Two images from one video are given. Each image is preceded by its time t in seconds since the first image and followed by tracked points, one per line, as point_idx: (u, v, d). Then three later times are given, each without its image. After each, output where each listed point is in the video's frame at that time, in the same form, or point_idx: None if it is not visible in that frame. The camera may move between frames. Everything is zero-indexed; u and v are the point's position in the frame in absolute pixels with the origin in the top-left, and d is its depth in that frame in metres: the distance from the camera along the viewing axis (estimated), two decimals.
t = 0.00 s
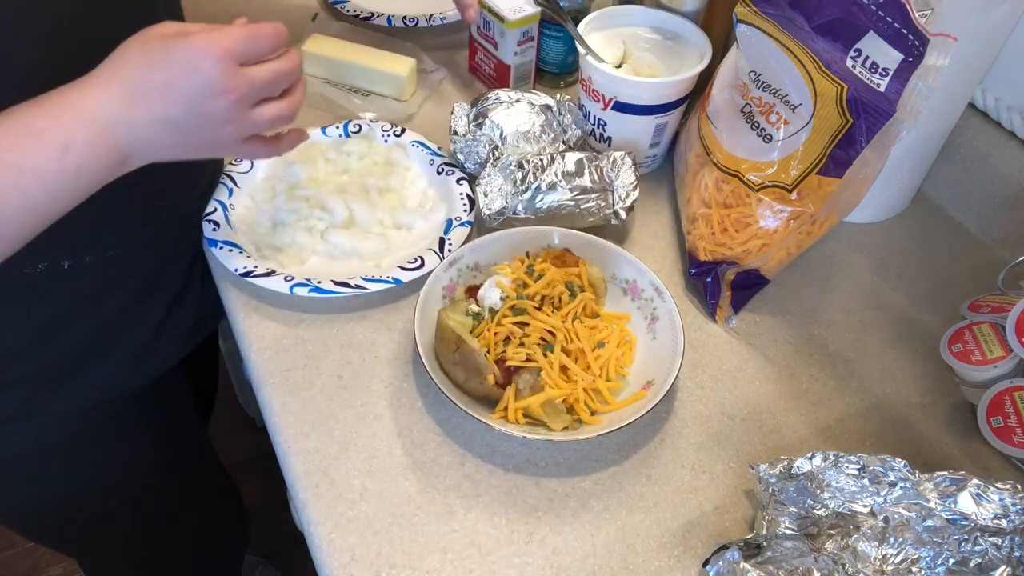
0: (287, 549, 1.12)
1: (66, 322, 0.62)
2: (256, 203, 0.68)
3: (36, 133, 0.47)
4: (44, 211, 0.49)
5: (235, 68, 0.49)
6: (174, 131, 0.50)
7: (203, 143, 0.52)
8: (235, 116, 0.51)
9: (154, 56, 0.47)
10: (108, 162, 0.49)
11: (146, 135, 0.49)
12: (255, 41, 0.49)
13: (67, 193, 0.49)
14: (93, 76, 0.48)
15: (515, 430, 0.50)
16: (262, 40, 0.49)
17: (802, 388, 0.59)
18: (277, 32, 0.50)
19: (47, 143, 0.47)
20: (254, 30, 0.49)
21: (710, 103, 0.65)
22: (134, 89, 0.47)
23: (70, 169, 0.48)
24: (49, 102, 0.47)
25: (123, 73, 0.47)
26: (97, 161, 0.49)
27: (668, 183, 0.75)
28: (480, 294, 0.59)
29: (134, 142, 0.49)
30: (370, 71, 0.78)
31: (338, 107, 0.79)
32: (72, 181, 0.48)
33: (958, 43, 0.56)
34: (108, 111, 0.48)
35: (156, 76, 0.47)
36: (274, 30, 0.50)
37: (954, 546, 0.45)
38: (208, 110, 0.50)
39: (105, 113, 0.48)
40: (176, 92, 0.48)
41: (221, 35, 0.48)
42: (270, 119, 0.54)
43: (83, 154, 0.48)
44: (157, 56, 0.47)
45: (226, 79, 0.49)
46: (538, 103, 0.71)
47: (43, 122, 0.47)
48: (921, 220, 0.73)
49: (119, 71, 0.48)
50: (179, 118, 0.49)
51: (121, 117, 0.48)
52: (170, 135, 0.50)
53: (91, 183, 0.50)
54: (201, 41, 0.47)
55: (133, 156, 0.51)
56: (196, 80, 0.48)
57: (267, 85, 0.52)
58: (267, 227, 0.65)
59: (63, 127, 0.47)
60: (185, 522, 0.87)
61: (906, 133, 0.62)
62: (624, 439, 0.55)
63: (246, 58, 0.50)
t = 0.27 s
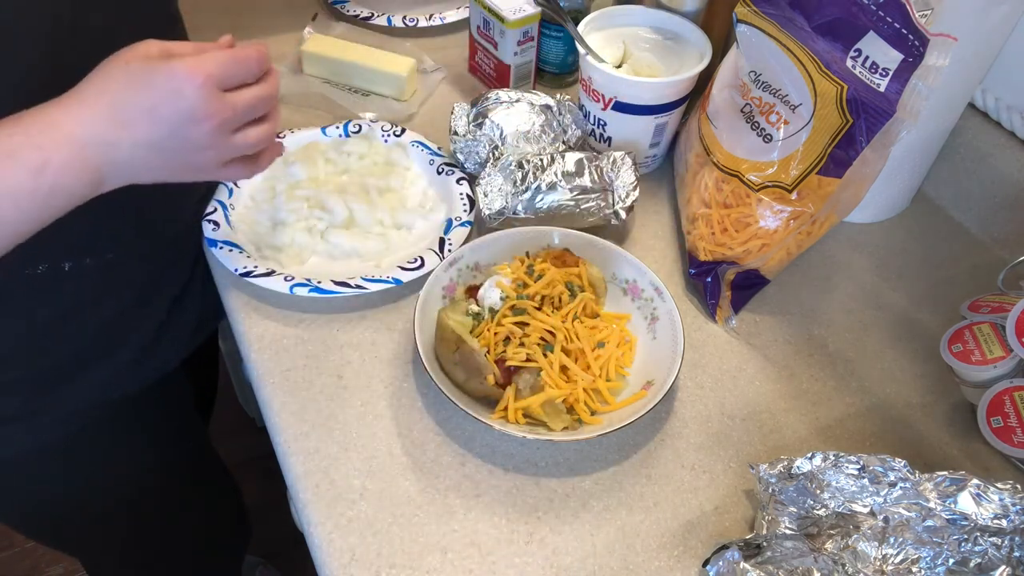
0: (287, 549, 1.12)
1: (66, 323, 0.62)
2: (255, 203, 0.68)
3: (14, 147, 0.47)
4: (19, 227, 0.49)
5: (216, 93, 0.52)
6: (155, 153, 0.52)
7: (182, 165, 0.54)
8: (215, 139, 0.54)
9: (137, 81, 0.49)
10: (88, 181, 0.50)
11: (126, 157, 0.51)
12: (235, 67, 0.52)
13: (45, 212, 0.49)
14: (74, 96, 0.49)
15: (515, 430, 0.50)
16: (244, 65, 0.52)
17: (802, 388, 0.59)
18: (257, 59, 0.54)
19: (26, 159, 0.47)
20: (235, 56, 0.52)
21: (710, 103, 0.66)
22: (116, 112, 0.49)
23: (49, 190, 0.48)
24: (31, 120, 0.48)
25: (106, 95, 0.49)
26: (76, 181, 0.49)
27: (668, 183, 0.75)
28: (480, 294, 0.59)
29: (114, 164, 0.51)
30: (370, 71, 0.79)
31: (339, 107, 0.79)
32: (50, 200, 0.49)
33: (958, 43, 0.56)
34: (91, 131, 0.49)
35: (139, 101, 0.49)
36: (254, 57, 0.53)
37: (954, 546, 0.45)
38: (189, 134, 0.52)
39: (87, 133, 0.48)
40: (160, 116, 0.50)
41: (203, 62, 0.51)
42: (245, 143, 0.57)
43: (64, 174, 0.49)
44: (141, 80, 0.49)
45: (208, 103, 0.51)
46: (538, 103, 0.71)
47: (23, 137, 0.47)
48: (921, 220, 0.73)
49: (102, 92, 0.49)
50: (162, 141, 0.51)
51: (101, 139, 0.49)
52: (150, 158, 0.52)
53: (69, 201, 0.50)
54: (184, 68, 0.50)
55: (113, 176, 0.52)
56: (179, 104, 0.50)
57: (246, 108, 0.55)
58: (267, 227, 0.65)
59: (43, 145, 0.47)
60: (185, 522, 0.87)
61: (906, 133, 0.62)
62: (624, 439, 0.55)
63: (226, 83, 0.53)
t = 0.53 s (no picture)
0: (287, 549, 1.12)
1: (67, 323, 0.62)
2: (255, 203, 0.68)
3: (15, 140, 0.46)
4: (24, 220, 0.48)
5: (219, 71, 0.51)
6: (161, 138, 0.51)
7: (188, 148, 0.54)
8: (220, 119, 0.53)
9: (139, 66, 0.48)
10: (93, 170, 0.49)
11: (132, 143, 0.50)
12: (236, 43, 0.52)
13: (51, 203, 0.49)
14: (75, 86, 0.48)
15: (515, 430, 0.50)
16: (244, 41, 0.52)
17: (802, 388, 0.59)
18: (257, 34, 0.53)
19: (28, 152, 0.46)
20: (235, 31, 0.51)
21: (710, 103, 0.66)
22: (118, 99, 0.48)
23: (55, 181, 0.48)
24: (33, 112, 0.47)
25: (107, 83, 0.48)
26: (82, 170, 0.49)
27: (668, 183, 0.75)
28: (480, 294, 0.59)
29: (120, 151, 0.50)
30: (370, 71, 0.78)
31: (339, 107, 0.79)
32: (54, 191, 0.48)
33: (958, 43, 0.56)
34: (93, 121, 0.48)
35: (142, 85, 0.48)
36: (253, 31, 0.53)
37: (954, 546, 0.45)
38: (194, 114, 0.51)
39: (90, 123, 0.48)
40: (164, 98, 0.49)
41: (204, 40, 0.50)
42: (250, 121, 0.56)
43: (69, 165, 0.48)
44: (142, 65, 0.48)
45: (212, 82, 0.50)
46: (538, 103, 0.71)
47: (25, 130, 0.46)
48: (921, 221, 0.73)
49: (105, 80, 0.48)
50: (168, 124, 0.51)
51: (104, 128, 0.49)
52: (157, 142, 0.51)
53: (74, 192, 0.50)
54: (186, 48, 0.49)
55: (119, 164, 0.51)
56: (182, 85, 0.49)
57: (249, 85, 0.54)
58: (267, 227, 0.65)
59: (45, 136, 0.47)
60: (185, 522, 0.87)
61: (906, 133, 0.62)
62: (624, 439, 0.55)
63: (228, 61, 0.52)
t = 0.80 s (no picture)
0: (287, 549, 1.12)
1: (67, 323, 0.62)
2: (255, 203, 0.68)
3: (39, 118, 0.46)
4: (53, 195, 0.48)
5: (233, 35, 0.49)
6: (181, 107, 0.50)
7: (208, 117, 0.52)
8: (239, 85, 0.51)
9: (155, 35, 0.47)
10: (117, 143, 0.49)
11: (153, 113, 0.49)
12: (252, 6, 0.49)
13: (77, 176, 0.48)
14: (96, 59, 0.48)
15: (515, 430, 0.50)
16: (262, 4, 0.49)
17: (802, 388, 0.59)
18: None
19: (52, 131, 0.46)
20: None
21: (709, 103, 0.66)
22: (140, 72, 0.47)
23: (80, 155, 0.48)
24: (55, 87, 0.47)
25: (127, 57, 0.47)
26: (107, 143, 0.48)
27: (668, 183, 0.75)
28: (480, 294, 0.59)
29: (143, 122, 0.49)
30: (370, 71, 0.78)
31: (338, 107, 0.79)
32: (81, 166, 0.48)
33: (958, 43, 0.56)
34: (116, 96, 0.47)
35: (160, 54, 0.47)
36: None
37: (954, 546, 0.45)
38: (211, 81, 0.49)
39: (112, 98, 0.47)
40: (182, 66, 0.48)
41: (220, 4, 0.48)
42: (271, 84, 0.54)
43: (92, 138, 0.48)
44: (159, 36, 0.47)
45: (226, 46, 0.49)
46: (538, 103, 0.71)
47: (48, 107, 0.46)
48: (921, 221, 0.73)
49: (122, 52, 0.47)
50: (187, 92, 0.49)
51: (126, 102, 0.48)
52: (177, 110, 0.50)
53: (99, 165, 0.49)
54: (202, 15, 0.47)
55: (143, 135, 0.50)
56: (198, 51, 0.48)
57: (267, 49, 0.52)
58: (267, 227, 0.65)
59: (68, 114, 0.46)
60: (185, 522, 0.87)
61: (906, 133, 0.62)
62: (624, 439, 0.55)
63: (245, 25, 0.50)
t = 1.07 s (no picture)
0: (287, 549, 1.12)
1: (67, 322, 0.62)
2: (255, 203, 0.68)
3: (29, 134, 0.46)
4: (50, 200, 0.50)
5: (222, 46, 0.48)
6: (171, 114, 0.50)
7: (199, 122, 0.52)
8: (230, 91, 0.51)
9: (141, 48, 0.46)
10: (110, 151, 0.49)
11: (143, 123, 0.49)
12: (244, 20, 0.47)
13: (72, 182, 0.49)
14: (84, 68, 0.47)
15: (515, 430, 0.50)
16: (256, 19, 0.47)
17: (802, 388, 0.59)
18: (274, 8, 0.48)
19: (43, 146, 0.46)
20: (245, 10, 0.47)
21: (709, 103, 0.66)
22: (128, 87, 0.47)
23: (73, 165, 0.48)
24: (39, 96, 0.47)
25: (113, 70, 0.46)
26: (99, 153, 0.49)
27: (668, 183, 0.75)
28: (480, 294, 0.59)
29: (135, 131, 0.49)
30: (370, 71, 0.78)
31: (339, 108, 0.79)
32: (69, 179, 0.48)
33: (958, 43, 0.56)
34: (105, 112, 0.47)
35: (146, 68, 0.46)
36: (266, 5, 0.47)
37: (954, 546, 0.45)
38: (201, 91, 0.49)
39: (102, 113, 0.47)
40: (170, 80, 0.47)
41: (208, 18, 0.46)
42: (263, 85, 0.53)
43: (82, 150, 0.48)
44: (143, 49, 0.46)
45: (214, 57, 0.48)
46: (538, 103, 0.71)
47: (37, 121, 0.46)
48: (921, 221, 0.73)
49: (106, 65, 0.46)
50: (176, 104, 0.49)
51: (116, 116, 0.48)
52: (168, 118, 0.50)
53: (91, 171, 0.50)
54: (188, 29, 0.46)
55: (131, 142, 0.50)
56: (185, 65, 0.47)
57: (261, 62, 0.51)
58: (267, 227, 0.65)
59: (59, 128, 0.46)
60: (185, 522, 0.87)
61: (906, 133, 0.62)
62: (624, 439, 0.55)
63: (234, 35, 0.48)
